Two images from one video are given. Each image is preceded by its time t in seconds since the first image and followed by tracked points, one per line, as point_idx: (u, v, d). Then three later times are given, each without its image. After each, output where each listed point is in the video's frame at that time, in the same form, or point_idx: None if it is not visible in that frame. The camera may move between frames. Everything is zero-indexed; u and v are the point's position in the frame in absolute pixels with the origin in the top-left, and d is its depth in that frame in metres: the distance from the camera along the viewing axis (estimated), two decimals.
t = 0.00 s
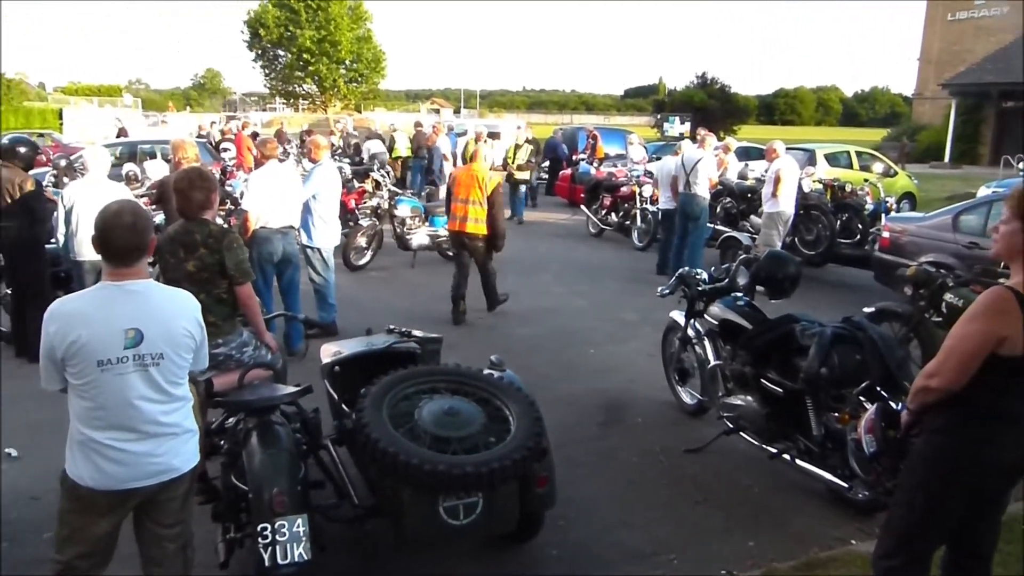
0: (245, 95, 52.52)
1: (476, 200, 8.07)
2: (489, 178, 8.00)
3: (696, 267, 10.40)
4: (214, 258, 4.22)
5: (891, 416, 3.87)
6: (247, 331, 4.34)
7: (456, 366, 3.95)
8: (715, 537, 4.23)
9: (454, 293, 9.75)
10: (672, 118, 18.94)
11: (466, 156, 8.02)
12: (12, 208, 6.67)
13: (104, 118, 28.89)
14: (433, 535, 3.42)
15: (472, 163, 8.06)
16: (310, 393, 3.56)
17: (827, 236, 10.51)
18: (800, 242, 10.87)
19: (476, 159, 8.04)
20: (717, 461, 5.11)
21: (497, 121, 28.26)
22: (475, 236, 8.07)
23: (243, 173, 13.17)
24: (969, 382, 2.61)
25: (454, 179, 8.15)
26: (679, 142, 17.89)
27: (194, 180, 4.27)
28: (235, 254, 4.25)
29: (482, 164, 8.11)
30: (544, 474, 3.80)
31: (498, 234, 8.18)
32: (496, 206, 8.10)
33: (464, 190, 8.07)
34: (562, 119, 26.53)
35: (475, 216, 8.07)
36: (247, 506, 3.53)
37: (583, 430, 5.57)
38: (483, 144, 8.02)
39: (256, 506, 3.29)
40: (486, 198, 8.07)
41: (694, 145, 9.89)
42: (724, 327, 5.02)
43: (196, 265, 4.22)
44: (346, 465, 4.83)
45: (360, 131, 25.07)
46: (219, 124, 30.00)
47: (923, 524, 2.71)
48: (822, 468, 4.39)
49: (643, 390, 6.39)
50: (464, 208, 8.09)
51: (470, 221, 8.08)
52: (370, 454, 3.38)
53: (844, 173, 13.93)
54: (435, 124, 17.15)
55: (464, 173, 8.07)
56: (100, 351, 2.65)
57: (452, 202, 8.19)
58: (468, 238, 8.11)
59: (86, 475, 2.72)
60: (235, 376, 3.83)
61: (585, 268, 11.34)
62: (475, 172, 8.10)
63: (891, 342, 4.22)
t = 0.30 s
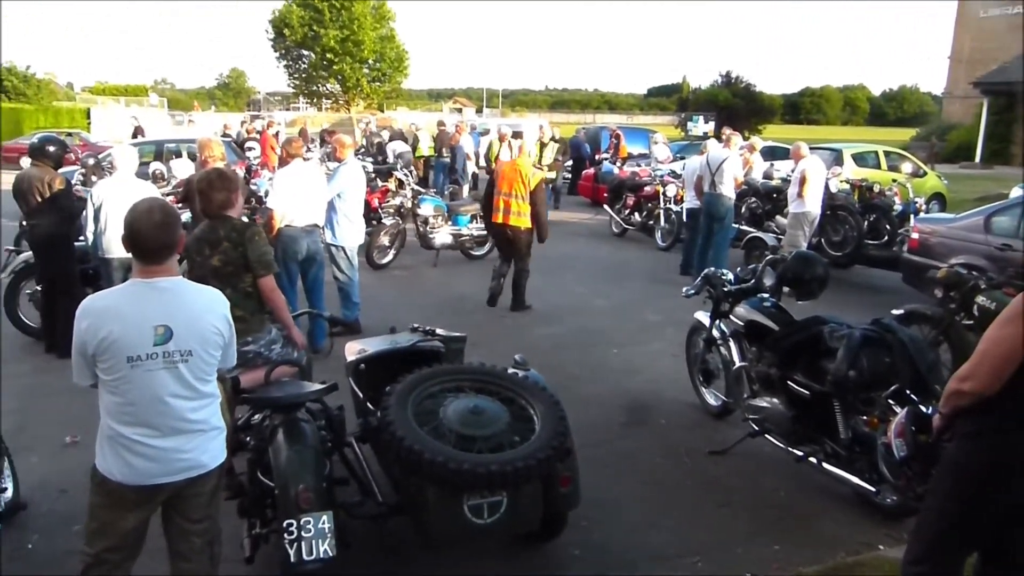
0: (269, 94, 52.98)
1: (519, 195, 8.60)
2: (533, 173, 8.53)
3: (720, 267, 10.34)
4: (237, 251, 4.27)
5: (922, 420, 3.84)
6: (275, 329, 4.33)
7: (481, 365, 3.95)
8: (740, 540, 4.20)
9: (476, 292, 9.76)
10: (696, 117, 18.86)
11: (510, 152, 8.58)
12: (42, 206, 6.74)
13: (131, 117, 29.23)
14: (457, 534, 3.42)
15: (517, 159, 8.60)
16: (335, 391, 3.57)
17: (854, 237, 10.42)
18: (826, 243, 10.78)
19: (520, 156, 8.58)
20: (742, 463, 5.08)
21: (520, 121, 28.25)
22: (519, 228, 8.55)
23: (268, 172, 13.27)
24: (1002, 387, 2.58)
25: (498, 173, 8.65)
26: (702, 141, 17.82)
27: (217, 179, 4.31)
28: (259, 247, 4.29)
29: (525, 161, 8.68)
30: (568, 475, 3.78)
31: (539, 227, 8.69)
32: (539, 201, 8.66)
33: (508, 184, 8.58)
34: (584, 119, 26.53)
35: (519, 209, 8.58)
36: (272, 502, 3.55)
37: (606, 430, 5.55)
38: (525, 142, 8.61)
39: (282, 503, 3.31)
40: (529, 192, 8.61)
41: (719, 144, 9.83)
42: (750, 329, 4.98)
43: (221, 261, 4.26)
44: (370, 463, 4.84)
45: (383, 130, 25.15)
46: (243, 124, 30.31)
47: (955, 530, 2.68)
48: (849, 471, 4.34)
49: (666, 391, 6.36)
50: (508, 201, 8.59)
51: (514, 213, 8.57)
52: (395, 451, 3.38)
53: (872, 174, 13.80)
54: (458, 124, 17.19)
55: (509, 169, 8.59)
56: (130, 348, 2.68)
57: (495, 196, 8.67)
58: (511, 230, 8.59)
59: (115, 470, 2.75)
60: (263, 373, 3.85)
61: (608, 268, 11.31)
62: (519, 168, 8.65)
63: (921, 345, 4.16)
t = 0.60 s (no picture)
0: (298, 92, 53.35)
1: (560, 191, 8.72)
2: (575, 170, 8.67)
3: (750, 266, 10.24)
4: (261, 245, 4.28)
5: (958, 422, 3.79)
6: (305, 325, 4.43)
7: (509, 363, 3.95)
8: (770, 542, 4.15)
9: (503, 290, 9.76)
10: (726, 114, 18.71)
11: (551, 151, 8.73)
12: (77, 203, 6.76)
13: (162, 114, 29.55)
14: (485, 531, 3.42)
15: (558, 158, 8.76)
16: (365, 387, 3.59)
17: (886, 236, 10.29)
18: (858, 241, 10.66)
19: (562, 153, 8.74)
20: (773, 464, 5.03)
21: (548, 118, 28.21)
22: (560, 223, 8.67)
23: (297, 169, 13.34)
24: None
25: (540, 172, 8.78)
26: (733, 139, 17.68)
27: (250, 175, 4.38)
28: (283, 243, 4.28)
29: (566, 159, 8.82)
30: (596, 473, 3.76)
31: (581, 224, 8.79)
32: (581, 199, 8.77)
33: (550, 181, 8.70)
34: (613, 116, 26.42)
35: (560, 205, 8.70)
36: (302, 497, 3.57)
37: (634, 430, 5.52)
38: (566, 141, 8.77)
39: (311, 498, 3.33)
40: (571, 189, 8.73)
41: (750, 142, 9.73)
42: (781, 328, 4.94)
43: (248, 259, 4.30)
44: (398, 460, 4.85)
45: (411, 127, 25.21)
46: (272, 121, 30.53)
47: (991, 535, 2.63)
48: (882, 474, 4.28)
49: (696, 391, 6.31)
50: (551, 198, 8.71)
51: (557, 210, 8.68)
52: (424, 448, 3.39)
53: (906, 172, 13.61)
54: (486, 121, 17.18)
55: (551, 166, 8.74)
56: (164, 342, 2.71)
57: (537, 194, 8.80)
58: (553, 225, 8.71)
59: (147, 463, 2.78)
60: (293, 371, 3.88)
61: (636, 266, 11.25)
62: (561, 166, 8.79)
63: (956, 345, 4.05)
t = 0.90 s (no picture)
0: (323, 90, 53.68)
1: (594, 185, 9.11)
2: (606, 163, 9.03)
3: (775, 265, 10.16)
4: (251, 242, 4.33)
5: (989, 426, 3.73)
6: (325, 320, 4.42)
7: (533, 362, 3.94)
8: (796, 545, 4.12)
9: (527, 288, 9.76)
10: (752, 113, 18.57)
11: (585, 146, 9.13)
12: (106, 200, 6.85)
13: (190, 113, 29.83)
14: (509, 529, 3.41)
15: (591, 153, 9.15)
16: (389, 384, 3.60)
17: (915, 236, 10.17)
18: (887, 242, 10.55)
19: (595, 148, 9.12)
20: (798, 466, 4.99)
21: (572, 117, 28.18)
22: (593, 217, 9.08)
23: (322, 167, 13.44)
24: None
25: (576, 166, 9.23)
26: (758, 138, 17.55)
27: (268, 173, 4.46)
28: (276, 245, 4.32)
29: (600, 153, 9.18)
30: (621, 473, 3.74)
31: (613, 216, 9.17)
32: (612, 190, 9.12)
33: (583, 174, 9.13)
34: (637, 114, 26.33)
35: (593, 199, 9.10)
36: (327, 494, 3.59)
37: (658, 429, 5.50)
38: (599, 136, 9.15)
39: (336, 494, 3.34)
40: (603, 182, 9.09)
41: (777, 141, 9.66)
42: (808, 329, 4.91)
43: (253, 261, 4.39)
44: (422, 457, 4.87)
45: (436, 126, 25.26)
46: (298, 120, 30.74)
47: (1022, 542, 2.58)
48: (910, 477, 4.22)
49: (720, 391, 6.27)
50: (584, 192, 9.14)
51: (589, 203, 9.11)
52: (448, 445, 3.39)
53: (935, 171, 13.44)
54: (510, 119, 17.19)
55: (584, 161, 9.17)
56: (193, 337, 2.73)
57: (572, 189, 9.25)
58: (587, 219, 9.12)
59: (176, 457, 2.80)
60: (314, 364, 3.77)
61: (660, 266, 11.20)
62: (593, 160, 9.18)
63: (988, 347, 3.99)
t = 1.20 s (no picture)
0: (347, 90, 53.94)
1: (629, 186, 9.17)
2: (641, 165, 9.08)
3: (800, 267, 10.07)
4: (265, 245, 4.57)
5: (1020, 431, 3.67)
6: (348, 316, 4.37)
7: (557, 361, 3.95)
8: (821, 548, 4.09)
9: (551, 288, 9.76)
10: (777, 113, 18.43)
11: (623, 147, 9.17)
12: (134, 198, 6.94)
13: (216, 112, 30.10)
14: (532, 529, 3.42)
15: (628, 154, 9.19)
16: (414, 383, 3.61)
17: (943, 238, 10.06)
18: (914, 243, 10.45)
19: (632, 150, 9.16)
20: (824, 469, 4.95)
21: (595, 117, 28.14)
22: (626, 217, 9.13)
23: (346, 166, 13.51)
24: None
25: (612, 167, 9.29)
26: (783, 138, 17.40)
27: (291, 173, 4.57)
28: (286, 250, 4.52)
29: (638, 154, 9.21)
30: (645, 473, 3.72)
31: (646, 217, 9.24)
32: (647, 191, 9.16)
33: (619, 175, 9.20)
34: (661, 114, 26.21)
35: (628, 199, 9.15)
36: (352, 491, 3.62)
37: (681, 431, 5.48)
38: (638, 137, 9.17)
39: (360, 491, 3.35)
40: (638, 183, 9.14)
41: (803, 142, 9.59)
42: (835, 331, 4.90)
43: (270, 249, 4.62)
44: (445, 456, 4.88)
45: (459, 125, 25.29)
46: (322, 119, 30.89)
47: None
48: (938, 482, 4.17)
49: (745, 393, 6.23)
50: (620, 192, 9.20)
51: (625, 204, 9.16)
52: (472, 444, 3.40)
53: (964, 172, 13.27)
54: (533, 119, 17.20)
55: (621, 162, 9.22)
56: (222, 335, 2.76)
57: (609, 188, 9.32)
58: (620, 219, 9.19)
59: (206, 452, 2.83)
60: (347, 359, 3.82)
61: (684, 266, 11.16)
62: (630, 161, 9.22)
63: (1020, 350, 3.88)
